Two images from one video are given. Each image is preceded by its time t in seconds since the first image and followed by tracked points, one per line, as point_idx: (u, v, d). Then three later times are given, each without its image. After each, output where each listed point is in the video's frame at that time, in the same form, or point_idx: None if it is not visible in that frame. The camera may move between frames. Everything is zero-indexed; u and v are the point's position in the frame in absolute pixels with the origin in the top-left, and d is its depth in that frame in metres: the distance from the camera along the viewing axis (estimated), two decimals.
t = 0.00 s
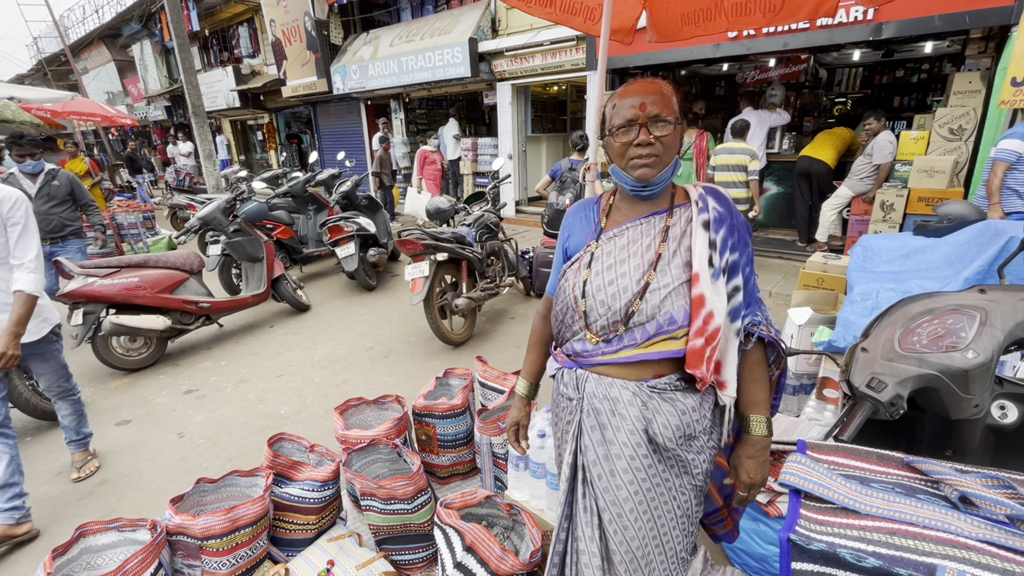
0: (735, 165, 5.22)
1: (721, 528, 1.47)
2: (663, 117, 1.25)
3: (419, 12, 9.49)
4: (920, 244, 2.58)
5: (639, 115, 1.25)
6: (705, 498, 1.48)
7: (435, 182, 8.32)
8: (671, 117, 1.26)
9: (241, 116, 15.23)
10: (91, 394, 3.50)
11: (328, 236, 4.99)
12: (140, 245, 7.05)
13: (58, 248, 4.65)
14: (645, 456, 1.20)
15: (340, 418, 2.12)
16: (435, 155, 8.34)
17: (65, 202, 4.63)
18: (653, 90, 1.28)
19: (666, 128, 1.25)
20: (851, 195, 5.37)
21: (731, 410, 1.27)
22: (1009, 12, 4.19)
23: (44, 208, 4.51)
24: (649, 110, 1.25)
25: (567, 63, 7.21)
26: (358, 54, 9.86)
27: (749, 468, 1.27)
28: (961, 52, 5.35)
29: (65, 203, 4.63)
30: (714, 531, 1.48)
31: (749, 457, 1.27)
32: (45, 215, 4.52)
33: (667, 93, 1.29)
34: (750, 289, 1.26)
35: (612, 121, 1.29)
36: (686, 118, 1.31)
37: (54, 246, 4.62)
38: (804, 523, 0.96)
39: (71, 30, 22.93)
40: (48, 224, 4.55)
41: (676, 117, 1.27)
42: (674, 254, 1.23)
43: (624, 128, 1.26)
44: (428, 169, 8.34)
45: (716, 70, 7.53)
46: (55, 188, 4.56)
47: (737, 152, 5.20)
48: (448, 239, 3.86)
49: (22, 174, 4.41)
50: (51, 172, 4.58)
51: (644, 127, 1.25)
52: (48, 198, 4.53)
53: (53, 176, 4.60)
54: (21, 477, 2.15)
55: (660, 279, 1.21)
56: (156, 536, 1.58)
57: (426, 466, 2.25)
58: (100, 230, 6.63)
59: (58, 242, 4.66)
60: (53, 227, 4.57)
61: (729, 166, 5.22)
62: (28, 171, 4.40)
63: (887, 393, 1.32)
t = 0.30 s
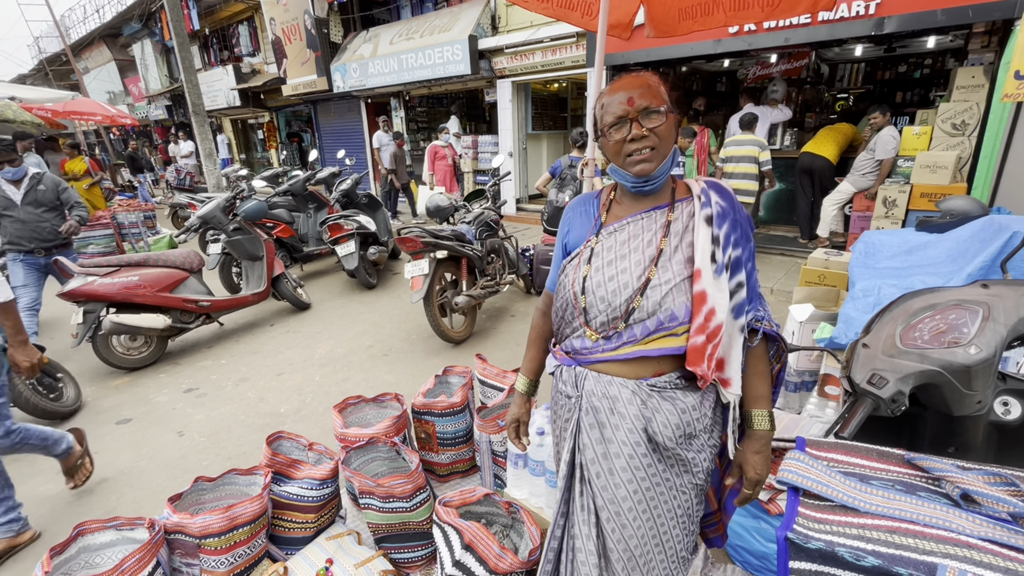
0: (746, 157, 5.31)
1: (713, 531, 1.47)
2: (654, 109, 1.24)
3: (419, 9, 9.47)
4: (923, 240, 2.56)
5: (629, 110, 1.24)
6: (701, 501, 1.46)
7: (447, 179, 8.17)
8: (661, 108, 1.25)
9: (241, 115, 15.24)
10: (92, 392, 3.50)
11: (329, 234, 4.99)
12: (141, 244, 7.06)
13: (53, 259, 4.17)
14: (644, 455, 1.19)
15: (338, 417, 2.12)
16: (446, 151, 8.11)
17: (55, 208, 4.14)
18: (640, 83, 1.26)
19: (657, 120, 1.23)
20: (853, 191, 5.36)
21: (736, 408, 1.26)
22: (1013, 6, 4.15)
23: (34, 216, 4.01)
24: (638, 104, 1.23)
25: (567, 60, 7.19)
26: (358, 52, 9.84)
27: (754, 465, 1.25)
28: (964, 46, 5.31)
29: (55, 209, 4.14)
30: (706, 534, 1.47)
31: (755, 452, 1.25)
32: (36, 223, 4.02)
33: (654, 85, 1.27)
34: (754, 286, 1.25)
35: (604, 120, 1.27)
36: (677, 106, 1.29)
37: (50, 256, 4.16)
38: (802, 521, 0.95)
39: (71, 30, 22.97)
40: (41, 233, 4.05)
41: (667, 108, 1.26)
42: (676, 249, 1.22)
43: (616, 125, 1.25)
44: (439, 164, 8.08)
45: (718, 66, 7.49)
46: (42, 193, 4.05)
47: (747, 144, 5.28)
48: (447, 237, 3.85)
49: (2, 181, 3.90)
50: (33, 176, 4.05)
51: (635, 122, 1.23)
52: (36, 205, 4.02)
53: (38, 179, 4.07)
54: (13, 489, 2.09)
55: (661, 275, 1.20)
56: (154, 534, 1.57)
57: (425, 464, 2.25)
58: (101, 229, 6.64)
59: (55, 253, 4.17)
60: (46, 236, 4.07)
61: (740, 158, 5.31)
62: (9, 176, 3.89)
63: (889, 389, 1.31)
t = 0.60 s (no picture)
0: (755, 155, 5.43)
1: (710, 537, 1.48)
2: (651, 113, 1.26)
3: (422, 10, 9.50)
4: (923, 242, 2.57)
5: (623, 121, 1.26)
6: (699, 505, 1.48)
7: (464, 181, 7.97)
8: (655, 115, 1.26)
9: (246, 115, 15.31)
10: (98, 390, 3.54)
11: (332, 234, 5.01)
12: (146, 243, 7.11)
13: (30, 271, 3.85)
14: (646, 453, 1.22)
15: (342, 415, 2.14)
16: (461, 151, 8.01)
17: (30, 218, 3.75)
18: (631, 93, 1.28)
19: (653, 123, 1.25)
20: (855, 191, 5.38)
21: (737, 406, 1.28)
22: (1015, 9, 4.15)
23: (11, 228, 3.66)
24: (630, 114, 1.25)
25: (570, 61, 7.21)
26: (362, 53, 9.89)
27: (760, 464, 1.26)
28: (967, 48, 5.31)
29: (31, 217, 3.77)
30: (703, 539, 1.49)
31: (758, 451, 1.27)
32: (13, 235, 3.67)
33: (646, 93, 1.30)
34: (754, 285, 1.27)
35: (599, 132, 1.30)
36: (670, 110, 1.31)
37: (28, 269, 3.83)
38: (792, 515, 0.97)
39: (77, 30, 23.12)
40: (17, 245, 3.71)
41: (660, 114, 1.27)
42: (677, 249, 1.24)
43: (611, 137, 1.27)
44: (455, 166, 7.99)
45: (720, 67, 7.50)
46: (16, 201, 3.67)
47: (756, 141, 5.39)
48: (449, 237, 3.88)
49: None
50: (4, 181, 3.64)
51: (630, 133, 1.25)
52: (12, 215, 3.66)
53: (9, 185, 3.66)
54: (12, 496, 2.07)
55: (662, 275, 1.22)
56: (160, 529, 1.60)
57: (427, 463, 2.27)
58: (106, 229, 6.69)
59: (31, 265, 3.84)
60: (25, 248, 3.74)
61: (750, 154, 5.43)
62: None
63: (884, 389, 1.33)
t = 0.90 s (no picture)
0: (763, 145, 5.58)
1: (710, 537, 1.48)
2: (656, 113, 1.26)
3: (427, 7, 9.48)
4: (928, 243, 2.55)
5: (631, 116, 1.26)
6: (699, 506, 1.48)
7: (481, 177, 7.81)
8: (663, 113, 1.26)
9: (250, 112, 15.35)
10: (102, 385, 3.56)
11: (336, 232, 5.02)
12: (151, 239, 7.15)
13: (19, 263, 3.64)
14: (646, 454, 1.22)
15: (343, 412, 2.15)
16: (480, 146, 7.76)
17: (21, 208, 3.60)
18: (642, 89, 1.28)
19: (659, 124, 1.25)
20: (860, 191, 5.32)
21: (738, 408, 1.28)
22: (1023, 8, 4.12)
23: None
24: (640, 109, 1.25)
25: (574, 59, 7.19)
26: (367, 50, 9.89)
27: (760, 465, 1.27)
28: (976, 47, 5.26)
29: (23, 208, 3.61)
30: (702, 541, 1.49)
31: (759, 453, 1.27)
32: None
33: (657, 91, 1.29)
34: (756, 289, 1.27)
35: (607, 124, 1.30)
36: (679, 110, 1.31)
37: (14, 262, 3.62)
38: (785, 518, 0.98)
39: (84, 26, 23.23)
40: (4, 236, 3.53)
41: (669, 112, 1.27)
42: (679, 250, 1.24)
43: (618, 130, 1.27)
44: (474, 162, 7.76)
45: (726, 66, 7.46)
46: (6, 190, 3.53)
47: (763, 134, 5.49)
48: (452, 235, 3.89)
49: None
50: None
51: (637, 127, 1.25)
52: None
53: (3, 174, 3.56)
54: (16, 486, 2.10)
55: (663, 276, 1.22)
56: (163, 524, 1.62)
57: (428, 460, 2.28)
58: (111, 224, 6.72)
59: (20, 257, 3.64)
60: (12, 239, 3.55)
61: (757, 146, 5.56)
62: None
63: (883, 391, 1.32)
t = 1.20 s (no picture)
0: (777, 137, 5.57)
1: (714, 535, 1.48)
2: (672, 108, 1.25)
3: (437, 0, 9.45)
4: (942, 240, 2.51)
5: (646, 109, 1.25)
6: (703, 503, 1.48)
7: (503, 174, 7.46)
8: (679, 108, 1.26)
9: (261, 105, 15.43)
10: (116, 375, 3.63)
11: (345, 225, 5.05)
12: (164, 232, 7.24)
13: (48, 266, 3.41)
14: (652, 449, 1.22)
15: (351, 404, 2.18)
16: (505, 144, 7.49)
17: (50, 208, 3.36)
18: (659, 83, 1.27)
19: (674, 119, 1.25)
20: (874, 187, 5.25)
21: (744, 405, 1.28)
22: None
23: (24, 218, 3.26)
24: (656, 104, 1.24)
25: (584, 53, 7.13)
26: (376, 43, 9.89)
27: (765, 462, 1.27)
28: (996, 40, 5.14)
29: (53, 208, 3.39)
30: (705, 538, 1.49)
31: (765, 450, 1.27)
32: (28, 226, 3.27)
33: (674, 86, 1.28)
34: (766, 287, 1.27)
35: (621, 118, 1.29)
36: (695, 106, 1.30)
37: (44, 264, 3.39)
38: (790, 514, 0.97)
39: (98, 21, 23.46)
40: (32, 238, 3.29)
41: (684, 108, 1.26)
42: (689, 246, 1.23)
43: (633, 123, 1.26)
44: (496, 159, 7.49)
45: (738, 59, 7.37)
46: (36, 190, 3.31)
47: (780, 126, 5.52)
48: (460, 229, 3.90)
49: None
50: (28, 168, 3.32)
51: (653, 121, 1.24)
52: (29, 204, 3.28)
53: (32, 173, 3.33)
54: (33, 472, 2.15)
55: (673, 271, 1.22)
56: (175, 511, 1.64)
57: (435, 453, 2.30)
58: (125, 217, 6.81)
59: (48, 260, 3.40)
60: (39, 240, 3.31)
61: (773, 139, 5.59)
62: None
63: (893, 390, 1.30)
